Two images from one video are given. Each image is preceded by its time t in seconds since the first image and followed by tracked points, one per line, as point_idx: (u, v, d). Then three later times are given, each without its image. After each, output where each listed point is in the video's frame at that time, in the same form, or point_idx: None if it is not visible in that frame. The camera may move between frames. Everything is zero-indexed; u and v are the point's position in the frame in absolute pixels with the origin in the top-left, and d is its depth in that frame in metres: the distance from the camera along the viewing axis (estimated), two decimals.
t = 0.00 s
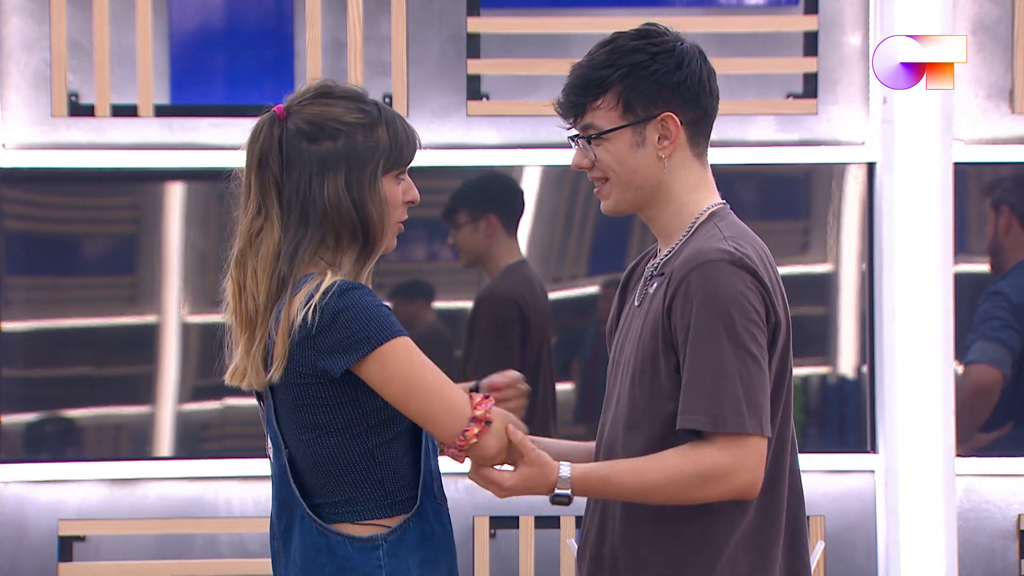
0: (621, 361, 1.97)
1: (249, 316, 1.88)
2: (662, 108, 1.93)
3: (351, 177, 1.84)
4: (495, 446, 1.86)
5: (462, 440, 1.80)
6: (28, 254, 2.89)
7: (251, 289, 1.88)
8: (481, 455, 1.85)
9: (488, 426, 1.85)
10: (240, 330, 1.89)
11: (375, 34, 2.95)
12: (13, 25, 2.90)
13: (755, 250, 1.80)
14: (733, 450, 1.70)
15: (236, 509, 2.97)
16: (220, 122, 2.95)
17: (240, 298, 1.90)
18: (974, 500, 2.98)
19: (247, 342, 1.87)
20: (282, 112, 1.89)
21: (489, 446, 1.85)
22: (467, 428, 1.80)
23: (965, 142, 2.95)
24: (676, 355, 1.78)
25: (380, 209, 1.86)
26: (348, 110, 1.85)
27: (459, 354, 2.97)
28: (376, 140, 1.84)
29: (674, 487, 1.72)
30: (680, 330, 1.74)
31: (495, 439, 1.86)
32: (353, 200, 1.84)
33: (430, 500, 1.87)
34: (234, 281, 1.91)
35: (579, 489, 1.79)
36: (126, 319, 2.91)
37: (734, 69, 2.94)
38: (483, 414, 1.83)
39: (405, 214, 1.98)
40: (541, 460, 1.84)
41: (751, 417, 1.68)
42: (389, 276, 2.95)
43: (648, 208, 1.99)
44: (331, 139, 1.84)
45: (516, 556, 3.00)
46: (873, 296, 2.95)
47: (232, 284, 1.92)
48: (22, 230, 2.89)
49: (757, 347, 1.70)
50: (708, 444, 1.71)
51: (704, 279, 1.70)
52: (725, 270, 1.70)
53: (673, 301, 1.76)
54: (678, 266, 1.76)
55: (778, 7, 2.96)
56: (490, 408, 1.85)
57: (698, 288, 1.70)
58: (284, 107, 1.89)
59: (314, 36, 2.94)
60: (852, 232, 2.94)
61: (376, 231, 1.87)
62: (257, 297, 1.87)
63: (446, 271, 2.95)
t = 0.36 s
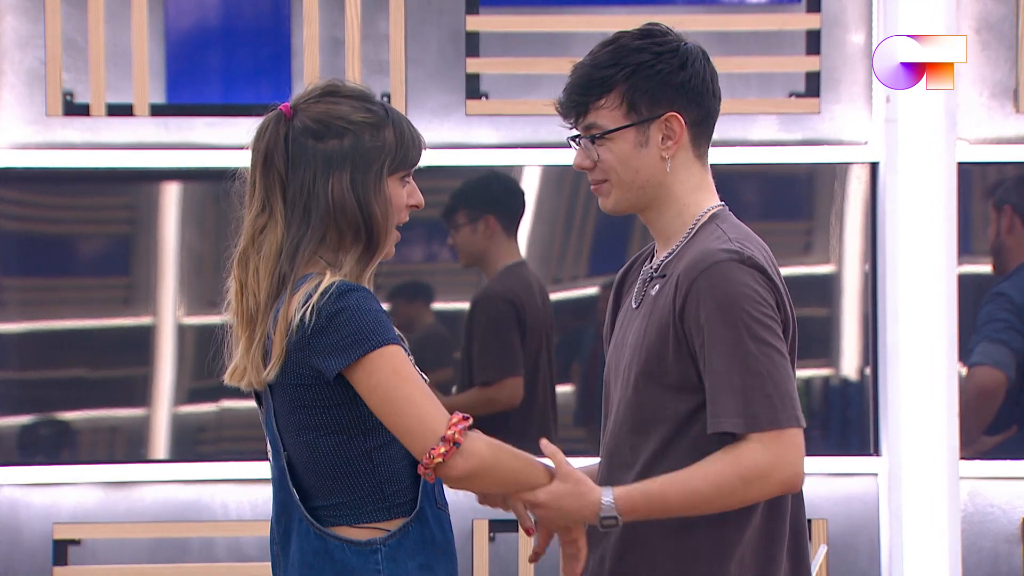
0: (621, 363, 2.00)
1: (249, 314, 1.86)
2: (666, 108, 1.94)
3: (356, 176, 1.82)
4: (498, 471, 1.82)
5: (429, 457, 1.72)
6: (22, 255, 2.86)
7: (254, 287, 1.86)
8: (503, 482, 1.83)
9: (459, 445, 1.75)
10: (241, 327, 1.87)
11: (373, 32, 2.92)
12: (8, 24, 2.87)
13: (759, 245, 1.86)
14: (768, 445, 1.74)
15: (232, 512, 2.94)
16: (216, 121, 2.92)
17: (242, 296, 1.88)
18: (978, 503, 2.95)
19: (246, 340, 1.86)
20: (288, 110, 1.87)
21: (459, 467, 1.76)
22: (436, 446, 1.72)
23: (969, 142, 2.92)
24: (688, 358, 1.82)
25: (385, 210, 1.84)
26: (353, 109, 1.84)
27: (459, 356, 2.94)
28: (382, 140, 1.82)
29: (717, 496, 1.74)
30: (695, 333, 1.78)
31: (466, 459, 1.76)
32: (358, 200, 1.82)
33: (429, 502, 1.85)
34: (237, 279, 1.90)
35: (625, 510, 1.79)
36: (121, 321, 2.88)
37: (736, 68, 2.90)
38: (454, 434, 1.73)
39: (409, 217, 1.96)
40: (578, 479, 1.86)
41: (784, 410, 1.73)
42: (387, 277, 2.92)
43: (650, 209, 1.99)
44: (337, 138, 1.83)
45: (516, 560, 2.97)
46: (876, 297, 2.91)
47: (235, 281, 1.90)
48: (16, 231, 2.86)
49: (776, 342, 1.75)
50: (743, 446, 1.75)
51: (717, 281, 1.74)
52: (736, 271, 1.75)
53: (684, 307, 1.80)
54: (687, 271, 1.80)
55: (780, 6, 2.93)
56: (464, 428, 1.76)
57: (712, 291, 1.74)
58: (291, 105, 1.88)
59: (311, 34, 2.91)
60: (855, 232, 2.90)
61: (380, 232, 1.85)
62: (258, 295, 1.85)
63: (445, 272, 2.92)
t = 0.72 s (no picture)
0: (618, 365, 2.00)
1: (255, 311, 1.87)
2: (664, 107, 1.96)
3: (367, 174, 1.81)
4: (483, 495, 1.78)
5: (412, 482, 1.70)
6: (16, 257, 2.83)
7: (261, 283, 1.87)
8: (487, 506, 1.80)
9: (444, 472, 1.72)
10: (245, 324, 1.88)
11: (371, 31, 2.89)
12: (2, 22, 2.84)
13: (760, 246, 1.87)
14: (775, 449, 1.76)
15: (229, 517, 2.90)
16: (213, 120, 2.88)
17: (248, 292, 1.89)
18: (984, 507, 2.91)
19: (251, 337, 1.85)
20: (301, 108, 1.88)
21: (440, 494, 1.73)
22: (420, 471, 1.70)
23: (974, 141, 2.88)
24: (690, 360, 1.83)
25: (395, 209, 1.84)
26: (366, 107, 1.85)
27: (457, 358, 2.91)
28: (394, 139, 1.83)
29: (728, 510, 1.77)
30: (699, 334, 1.78)
31: (449, 485, 1.73)
32: (367, 198, 1.81)
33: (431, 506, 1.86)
34: (243, 275, 1.91)
35: (636, 535, 1.81)
36: (116, 323, 2.84)
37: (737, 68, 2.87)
38: (440, 461, 1.70)
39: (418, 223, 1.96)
40: (591, 508, 1.90)
41: (791, 411, 1.75)
42: (385, 279, 2.89)
43: (649, 210, 2.00)
44: (348, 135, 1.83)
45: (516, 566, 2.94)
46: (880, 298, 2.88)
47: (243, 278, 1.91)
48: (10, 232, 2.82)
49: (780, 342, 1.76)
50: (750, 453, 1.77)
51: (722, 283, 1.75)
52: (740, 272, 1.76)
53: (686, 308, 1.81)
54: (688, 273, 1.81)
55: (783, 4, 2.90)
56: (450, 455, 1.72)
57: (717, 293, 1.75)
58: (304, 104, 1.89)
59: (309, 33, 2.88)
60: (859, 233, 2.88)
61: (388, 232, 1.83)
62: (264, 291, 1.86)
63: (444, 274, 2.89)
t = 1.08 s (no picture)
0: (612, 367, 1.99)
1: (250, 313, 1.88)
2: (657, 106, 1.95)
3: (356, 181, 1.81)
4: (472, 496, 1.79)
5: (398, 477, 1.71)
6: (11, 259, 2.80)
7: (256, 286, 1.87)
8: (477, 509, 1.81)
9: (432, 469, 1.73)
10: (243, 326, 1.89)
11: (370, 31, 2.86)
12: None
13: (754, 245, 1.86)
14: (770, 450, 1.75)
15: (226, 521, 2.87)
16: (209, 121, 2.85)
17: (247, 293, 1.89)
18: (989, 511, 2.88)
19: (249, 340, 1.87)
20: (302, 109, 1.88)
21: (428, 490, 1.74)
22: (407, 467, 1.70)
23: (979, 142, 2.85)
24: (683, 360, 1.82)
25: (388, 214, 1.83)
26: (363, 110, 1.83)
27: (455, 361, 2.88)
28: (386, 144, 1.81)
29: (727, 513, 1.76)
30: (692, 334, 1.78)
31: (437, 483, 1.74)
32: (359, 203, 1.81)
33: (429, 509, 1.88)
34: (242, 276, 1.91)
35: (632, 546, 1.80)
36: (112, 325, 2.81)
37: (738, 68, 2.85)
38: (427, 458, 1.71)
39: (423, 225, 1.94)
40: (585, 518, 1.90)
41: (784, 410, 1.74)
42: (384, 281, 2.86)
43: (642, 210, 1.99)
44: (341, 138, 1.82)
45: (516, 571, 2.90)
46: (884, 300, 2.85)
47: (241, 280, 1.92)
48: (5, 234, 2.79)
49: (774, 341, 1.76)
50: (744, 455, 1.76)
51: (714, 282, 1.75)
52: (733, 271, 1.76)
53: (679, 308, 1.80)
54: (681, 272, 1.80)
55: (786, 4, 2.87)
56: (439, 452, 1.73)
57: (709, 292, 1.75)
58: (305, 105, 1.88)
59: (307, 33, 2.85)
60: (862, 235, 2.85)
61: (382, 237, 1.83)
62: (261, 296, 1.86)
63: (443, 276, 2.86)
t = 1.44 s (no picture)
0: (607, 373, 1.96)
1: (240, 323, 1.86)
2: (656, 108, 1.93)
3: (345, 188, 1.78)
4: (467, 500, 1.76)
5: (387, 480, 1.68)
6: (6, 263, 2.77)
7: (246, 296, 1.86)
8: (474, 515, 1.77)
9: (421, 472, 1.71)
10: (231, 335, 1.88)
11: (368, 33, 2.83)
12: None
13: (751, 245, 1.84)
14: (774, 451, 1.72)
15: (222, 529, 2.83)
16: (206, 124, 2.82)
17: (235, 303, 1.88)
18: (994, 519, 2.85)
19: (237, 349, 1.86)
20: (295, 115, 1.86)
21: (417, 493, 1.71)
22: (396, 470, 1.68)
23: (984, 145, 2.82)
24: (681, 363, 1.80)
25: (377, 221, 1.80)
26: (353, 116, 1.81)
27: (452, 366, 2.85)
28: (375, 149, 1.78)
29: (734, 518, 1.73)
30: (690, 337, 1.75)
31: (426, 486, 1.72)
32: (348, 210, 1.78)
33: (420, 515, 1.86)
34: (234, 286, 1.91)
35: (641, 559, 1.78)
36: (107, 331, 2.78)
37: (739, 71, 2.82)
38: (416, 461, 1.68)
39: (423, 228, 1.91)
40: (592, 533, 1.85)
41: (787, 411, 1.71)
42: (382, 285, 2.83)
43: (640, 214, 1.96)
44: (330, 146, 1.80)
45: None
46: (888, 305, 2.82)
47: (234, 289, 1.91)
48: None
49: (774, 341, 1.73)
50: (748, 459, 1.73)
51: (713, 283, 1.72)
52: (731, 272, 1.73)
53: (676, 311, 1.77)
54: (679, 274, 1.77)
55: (789, 5, 2.84)
56: (427, 455, 1.70)
57: (708, 295, 1.73)
58: (299, 111, 1.87)
59: (305, 36, 2.83)
60: (866, 240, 2.82)
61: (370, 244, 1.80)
62: (247, 306, 1.84)
63: (442, 281, 2.83)
